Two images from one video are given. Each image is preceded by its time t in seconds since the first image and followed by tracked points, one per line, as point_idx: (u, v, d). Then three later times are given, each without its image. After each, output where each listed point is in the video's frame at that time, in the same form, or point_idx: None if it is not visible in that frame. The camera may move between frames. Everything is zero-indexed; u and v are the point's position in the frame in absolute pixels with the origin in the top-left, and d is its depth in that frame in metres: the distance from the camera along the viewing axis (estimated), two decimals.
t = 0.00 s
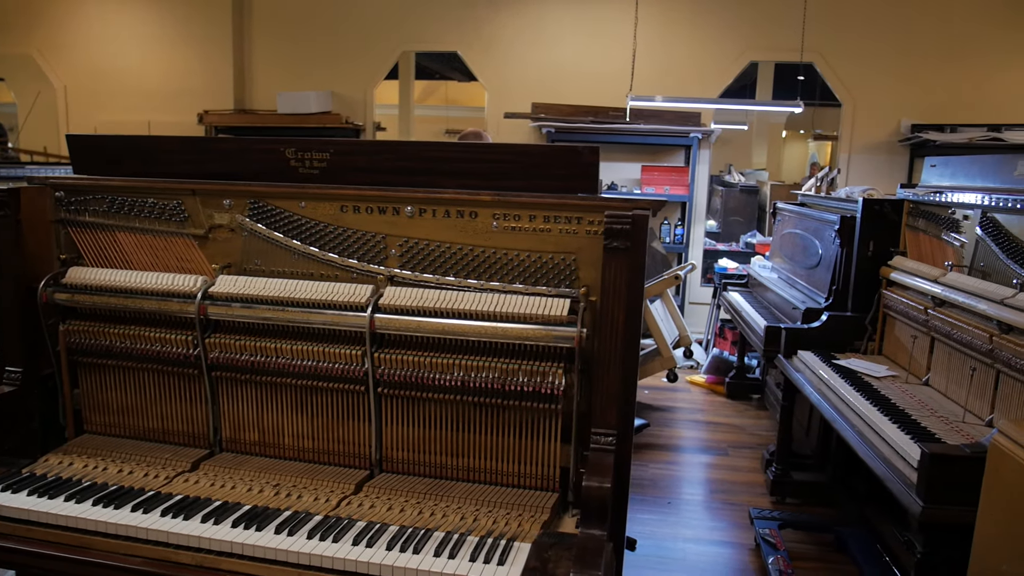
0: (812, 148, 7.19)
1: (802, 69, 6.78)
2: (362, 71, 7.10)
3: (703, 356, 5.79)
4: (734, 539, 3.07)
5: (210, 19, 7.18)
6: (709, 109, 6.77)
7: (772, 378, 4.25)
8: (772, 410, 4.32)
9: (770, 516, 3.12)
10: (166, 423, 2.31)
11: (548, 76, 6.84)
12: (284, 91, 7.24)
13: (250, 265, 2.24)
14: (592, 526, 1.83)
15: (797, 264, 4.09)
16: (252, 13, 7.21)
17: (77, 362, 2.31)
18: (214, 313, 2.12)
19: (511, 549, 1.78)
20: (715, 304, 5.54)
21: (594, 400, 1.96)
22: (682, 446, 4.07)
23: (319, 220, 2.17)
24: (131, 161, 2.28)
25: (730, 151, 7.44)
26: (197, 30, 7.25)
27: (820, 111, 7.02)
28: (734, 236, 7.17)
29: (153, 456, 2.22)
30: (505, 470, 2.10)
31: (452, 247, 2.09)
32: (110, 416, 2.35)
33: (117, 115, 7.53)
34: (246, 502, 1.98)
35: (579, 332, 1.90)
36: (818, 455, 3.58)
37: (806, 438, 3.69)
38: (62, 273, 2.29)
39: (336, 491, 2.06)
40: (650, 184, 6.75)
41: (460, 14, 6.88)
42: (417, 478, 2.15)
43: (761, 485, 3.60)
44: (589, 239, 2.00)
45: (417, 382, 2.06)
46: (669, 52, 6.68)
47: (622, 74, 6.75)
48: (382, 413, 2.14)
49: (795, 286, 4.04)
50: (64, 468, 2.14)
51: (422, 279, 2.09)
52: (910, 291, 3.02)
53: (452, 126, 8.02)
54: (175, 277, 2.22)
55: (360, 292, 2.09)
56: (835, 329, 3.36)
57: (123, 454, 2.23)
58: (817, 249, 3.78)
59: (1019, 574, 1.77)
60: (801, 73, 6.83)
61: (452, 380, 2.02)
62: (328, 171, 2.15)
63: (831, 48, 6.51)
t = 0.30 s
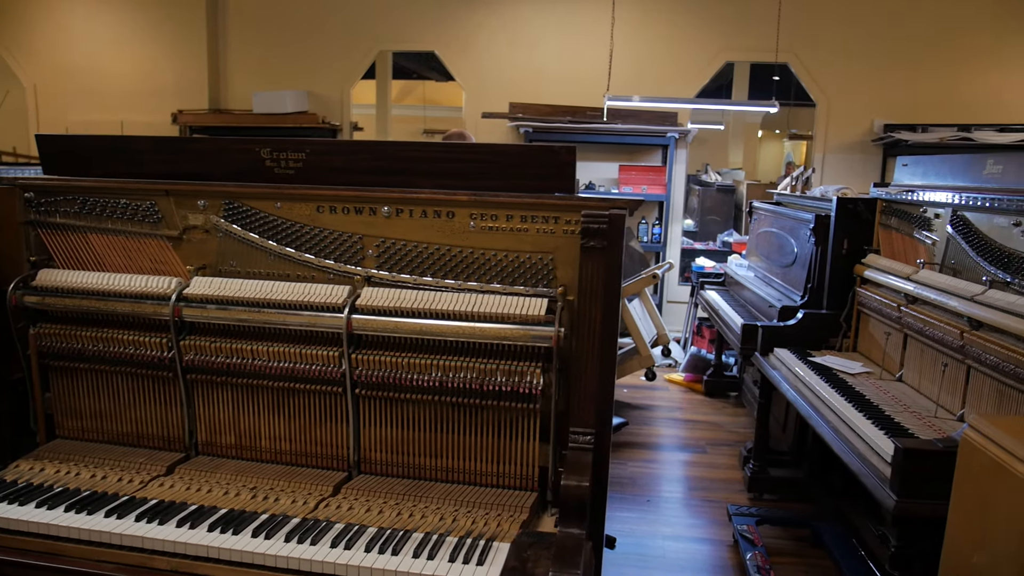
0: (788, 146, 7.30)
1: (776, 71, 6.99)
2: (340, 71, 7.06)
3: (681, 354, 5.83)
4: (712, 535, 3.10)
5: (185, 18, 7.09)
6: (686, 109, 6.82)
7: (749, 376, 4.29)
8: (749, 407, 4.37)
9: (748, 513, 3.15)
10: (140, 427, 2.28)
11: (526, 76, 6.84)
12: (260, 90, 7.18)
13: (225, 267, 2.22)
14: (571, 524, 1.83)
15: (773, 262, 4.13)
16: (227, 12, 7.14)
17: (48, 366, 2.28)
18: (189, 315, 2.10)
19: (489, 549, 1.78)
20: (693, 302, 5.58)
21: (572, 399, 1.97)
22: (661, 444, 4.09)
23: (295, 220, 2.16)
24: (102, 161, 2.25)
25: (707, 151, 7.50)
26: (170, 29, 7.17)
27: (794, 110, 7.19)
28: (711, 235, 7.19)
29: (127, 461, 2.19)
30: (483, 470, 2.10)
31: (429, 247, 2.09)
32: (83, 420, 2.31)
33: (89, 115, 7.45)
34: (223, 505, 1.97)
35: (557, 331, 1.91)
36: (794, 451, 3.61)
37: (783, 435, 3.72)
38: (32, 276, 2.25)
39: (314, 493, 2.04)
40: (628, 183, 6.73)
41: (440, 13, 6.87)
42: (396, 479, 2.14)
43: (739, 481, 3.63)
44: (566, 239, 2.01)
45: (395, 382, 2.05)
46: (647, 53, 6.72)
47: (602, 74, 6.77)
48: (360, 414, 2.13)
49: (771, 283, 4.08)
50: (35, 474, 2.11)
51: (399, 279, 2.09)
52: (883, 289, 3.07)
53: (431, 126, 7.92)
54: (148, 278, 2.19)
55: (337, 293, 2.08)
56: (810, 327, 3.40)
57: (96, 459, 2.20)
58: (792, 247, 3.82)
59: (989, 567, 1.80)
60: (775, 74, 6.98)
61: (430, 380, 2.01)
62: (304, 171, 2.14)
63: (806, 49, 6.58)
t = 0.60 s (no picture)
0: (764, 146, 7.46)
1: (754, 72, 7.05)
2: (318, 70, 7.02)
3: (659, 353, 5.87)
4: (691, 532, 3.12)
5: (159, 16, 7.00)
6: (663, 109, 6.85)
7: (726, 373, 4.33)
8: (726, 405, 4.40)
9: (726, 509, 3.18)
10: (114, 431, 2.25)
11: (505, 76, 6.85)
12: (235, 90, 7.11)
13: (199, 268, 2.20)
14: (549, 524, 1.84)
15: (749, 261, 4.18)
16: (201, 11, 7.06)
17: (18, 370, 2.25)
18: (163, 318, 2.08)
19: (468, 550, 1.77)
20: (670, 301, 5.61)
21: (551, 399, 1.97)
22: (640, 442, 4.11)
23: (270, 221, 2.15)
24: (71, 162, 2.22)
25: (683, 151, 7.55)
26: (143, 27, 7.09)
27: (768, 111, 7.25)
28: (688, 234, 7.23)
29: (100, 465, 2.16)
30: (462, 471, 2.10)
31: (406, 247, 2.09)
32: (54, 425, 2.28)
33: (60, 115, 7.34)
34: (198, 510, 1.94)
35: (534, 331, 1.91)
36: (771, 447, 3.64)
37: (760, 432, 3.75)
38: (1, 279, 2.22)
39: (291, 496, 2.03)
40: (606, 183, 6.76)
41: (419, 13, 6.85)
42: (374, 481, 2.13)
43: (717, 479, 3.66)
44: (543, 238, 2.02)
45: (372, 384, 2.04)
46: (625, 53, 6.75)
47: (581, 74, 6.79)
48: (337, 416, 2.12)
49: (747, 282, 4.12)
50: (4, 480, 2.07)
51: (376, 280, 2.08)
52: (857, 287, 3.11)
53: (408, 126, 7.87)
54: (121, 280, 2.16)
55: (313, 294, 2.07)
56: (786, 325, 3.43)
57: (68, 465, 2.17)
58: (768, 246, 3.86)
59: (959, 558, 1.84)
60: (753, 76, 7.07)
61: (407, 381, 2.01)
62: (279, 171, 2.14)
63: (780, 50, 6.64)
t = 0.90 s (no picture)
0: (742, 146, 7.50)
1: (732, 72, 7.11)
2: (298, 70, 6.97)
3: (640, 352, 5.89)
4: (672, 530, 3.13)
5: (136, 14, 6.92)
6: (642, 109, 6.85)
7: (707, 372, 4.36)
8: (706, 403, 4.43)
9: (707, 507, 3.20)
10: (89, 436, 2.23)
11: (485, 76, 6.85)
12: (212, 90, 7.05)
13: (176, 270, 2.18)
14: (531, 524, 1.84)
15: (728, 260, 4.21)
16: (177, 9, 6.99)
17: None
18: (139, 320, 2.06)
19: (450, 550, 1.77)
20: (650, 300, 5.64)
21: (532, 400, 1.98)
22: (622, 441, 4.13)
23: (248, 222, 2.14)
24: (44, 163, 2.20)
25: (663, 151, 7.58)
26: (118, 26, 7.01)
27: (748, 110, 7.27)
28: (667, 233, 7.21)
29: (76, 470, 2.13)
30: (444, 471, 2.10)
31: (385, 248, 2.09)
32: (29, 430, 2.25)
33: (34, 114, 7.25)
34: (176, 513, 1.92)
35: (514, 331, 1.91)
36: (751, 445, 3.67)
37: (740, 429, 3.78)
38: None
39: (271, 499, 2.01)
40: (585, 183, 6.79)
41: (400, 12, 6.82)
42: (355, 483, 2.13)
43: (698, 476, 3.68)
44: (523, 238, 2.02)
45: (353, 385, 2.04)
46: (605, 53, 6.77)
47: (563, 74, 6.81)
48: (317, 418, 2.12)
49: (727, 281, 4.16)
50: None
51: (355, 281, 2.08)
52: (834, 285, 3.14)
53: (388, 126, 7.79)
54: (96, 282, 2.13)
55: (292, 295, 2.06)
56: (765, 323, 3.46)
57: (43, 470, 2.14)
58: (747, 245, 3.90)
59: (934, 552, 1.87)
60: (731, 76, 7.13)
61: (388, 382, 2.00)
62: (257, 172, 2.13)
63: (759, 50, 6.70)
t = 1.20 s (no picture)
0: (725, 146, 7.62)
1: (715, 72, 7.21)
2: (283, 70, 6.93)
3: (625, 351, 5.91)
4: (656, 528, 3.15)
5: (118, 13, 6.85)
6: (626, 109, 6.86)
7: (691, 370, 4.38)
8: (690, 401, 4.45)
9: (691, 505, 3.21)
10: (69, 439, 2.20)
11: (470, 76, 6.84)
12: (194, 90, 7.00)
13: (157, 271, 2.17)
14: (516, 524, 1.84)
15: (712, 259, 4.24)
16: (158, 8, 6.93)
17: None
18: (120, 322, 2.03)
19: (435, 551, 1.76)
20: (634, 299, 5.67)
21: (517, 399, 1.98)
22: (606, 440, 4.14)
23: (230, 223, 2.13)
24: (21, 163, 2.18)
25: (647, 151, 7.62)
26: (98, 25, 6.94)
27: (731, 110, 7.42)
28: (651, 233, 7.27)
29: (56, 474, 2.11)
30: (429, 472, 2.09)
31: (368, 248, 2.08)
32: (6, 433, 2.22)
33: (13, 114, 7.17)
34: (158, 517, 1.91)
35: (498, 330, 1.91)
36: (735, 444, 3.69)
37: (724, 428, 3.79)
38: None
39: (255, 501, 2.00)
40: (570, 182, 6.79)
41: (384, 12, 6.80)
42: (339, 484, 2.12)
43: (682, 475, 3.70)
44: (507, 238, 2.03)
45: (336, 385, 2.03)
46: (590, 53, 6.79)
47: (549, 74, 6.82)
48: (301, 419, 2.11)
49: (711, 280, 4.18)
50: None
51: (338, 282, 2.07)
52: (816, 283, 3.17)
53: (370, 126, 8.02)
54: (75, 284, 2.11)
55: (275, 296, 2.05)
56: (747, 322, 3.48)
57: (23, 474, 2.11)
58: (730, 244, 3.93)
59: (915, 548, 1.89)
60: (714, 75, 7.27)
61: (372, 383, 2.00)
62: (239, 172, 2.12)
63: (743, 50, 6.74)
